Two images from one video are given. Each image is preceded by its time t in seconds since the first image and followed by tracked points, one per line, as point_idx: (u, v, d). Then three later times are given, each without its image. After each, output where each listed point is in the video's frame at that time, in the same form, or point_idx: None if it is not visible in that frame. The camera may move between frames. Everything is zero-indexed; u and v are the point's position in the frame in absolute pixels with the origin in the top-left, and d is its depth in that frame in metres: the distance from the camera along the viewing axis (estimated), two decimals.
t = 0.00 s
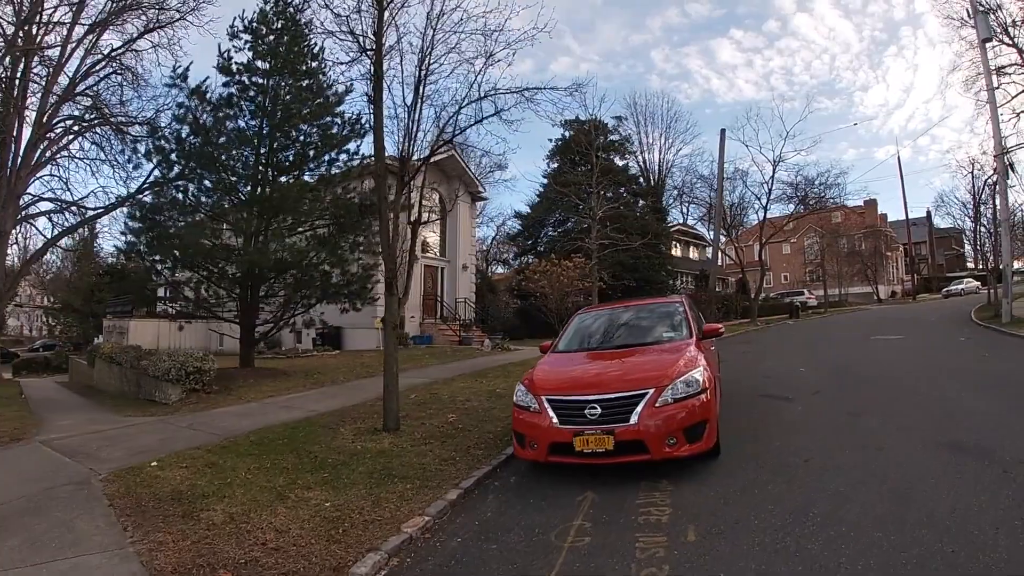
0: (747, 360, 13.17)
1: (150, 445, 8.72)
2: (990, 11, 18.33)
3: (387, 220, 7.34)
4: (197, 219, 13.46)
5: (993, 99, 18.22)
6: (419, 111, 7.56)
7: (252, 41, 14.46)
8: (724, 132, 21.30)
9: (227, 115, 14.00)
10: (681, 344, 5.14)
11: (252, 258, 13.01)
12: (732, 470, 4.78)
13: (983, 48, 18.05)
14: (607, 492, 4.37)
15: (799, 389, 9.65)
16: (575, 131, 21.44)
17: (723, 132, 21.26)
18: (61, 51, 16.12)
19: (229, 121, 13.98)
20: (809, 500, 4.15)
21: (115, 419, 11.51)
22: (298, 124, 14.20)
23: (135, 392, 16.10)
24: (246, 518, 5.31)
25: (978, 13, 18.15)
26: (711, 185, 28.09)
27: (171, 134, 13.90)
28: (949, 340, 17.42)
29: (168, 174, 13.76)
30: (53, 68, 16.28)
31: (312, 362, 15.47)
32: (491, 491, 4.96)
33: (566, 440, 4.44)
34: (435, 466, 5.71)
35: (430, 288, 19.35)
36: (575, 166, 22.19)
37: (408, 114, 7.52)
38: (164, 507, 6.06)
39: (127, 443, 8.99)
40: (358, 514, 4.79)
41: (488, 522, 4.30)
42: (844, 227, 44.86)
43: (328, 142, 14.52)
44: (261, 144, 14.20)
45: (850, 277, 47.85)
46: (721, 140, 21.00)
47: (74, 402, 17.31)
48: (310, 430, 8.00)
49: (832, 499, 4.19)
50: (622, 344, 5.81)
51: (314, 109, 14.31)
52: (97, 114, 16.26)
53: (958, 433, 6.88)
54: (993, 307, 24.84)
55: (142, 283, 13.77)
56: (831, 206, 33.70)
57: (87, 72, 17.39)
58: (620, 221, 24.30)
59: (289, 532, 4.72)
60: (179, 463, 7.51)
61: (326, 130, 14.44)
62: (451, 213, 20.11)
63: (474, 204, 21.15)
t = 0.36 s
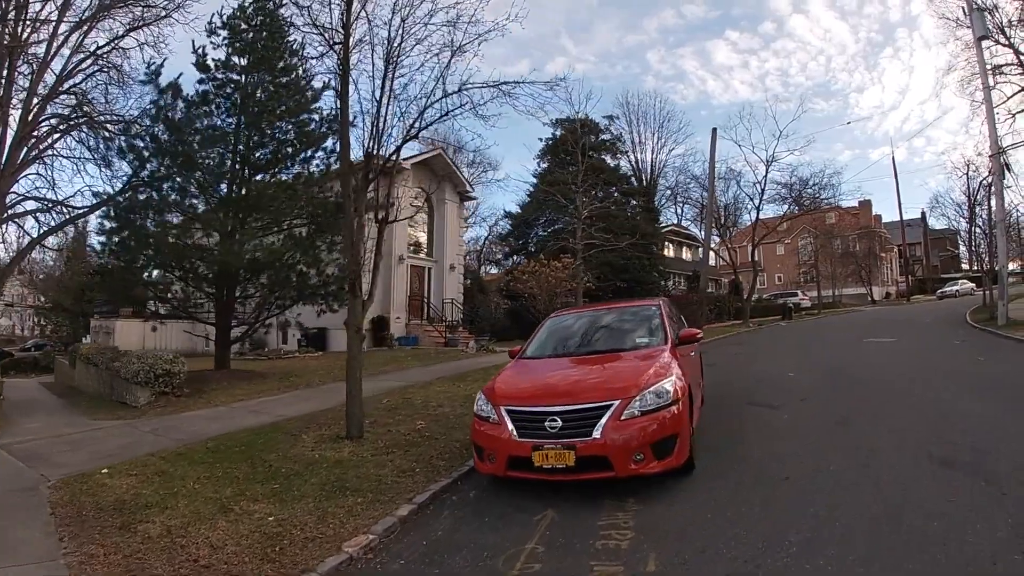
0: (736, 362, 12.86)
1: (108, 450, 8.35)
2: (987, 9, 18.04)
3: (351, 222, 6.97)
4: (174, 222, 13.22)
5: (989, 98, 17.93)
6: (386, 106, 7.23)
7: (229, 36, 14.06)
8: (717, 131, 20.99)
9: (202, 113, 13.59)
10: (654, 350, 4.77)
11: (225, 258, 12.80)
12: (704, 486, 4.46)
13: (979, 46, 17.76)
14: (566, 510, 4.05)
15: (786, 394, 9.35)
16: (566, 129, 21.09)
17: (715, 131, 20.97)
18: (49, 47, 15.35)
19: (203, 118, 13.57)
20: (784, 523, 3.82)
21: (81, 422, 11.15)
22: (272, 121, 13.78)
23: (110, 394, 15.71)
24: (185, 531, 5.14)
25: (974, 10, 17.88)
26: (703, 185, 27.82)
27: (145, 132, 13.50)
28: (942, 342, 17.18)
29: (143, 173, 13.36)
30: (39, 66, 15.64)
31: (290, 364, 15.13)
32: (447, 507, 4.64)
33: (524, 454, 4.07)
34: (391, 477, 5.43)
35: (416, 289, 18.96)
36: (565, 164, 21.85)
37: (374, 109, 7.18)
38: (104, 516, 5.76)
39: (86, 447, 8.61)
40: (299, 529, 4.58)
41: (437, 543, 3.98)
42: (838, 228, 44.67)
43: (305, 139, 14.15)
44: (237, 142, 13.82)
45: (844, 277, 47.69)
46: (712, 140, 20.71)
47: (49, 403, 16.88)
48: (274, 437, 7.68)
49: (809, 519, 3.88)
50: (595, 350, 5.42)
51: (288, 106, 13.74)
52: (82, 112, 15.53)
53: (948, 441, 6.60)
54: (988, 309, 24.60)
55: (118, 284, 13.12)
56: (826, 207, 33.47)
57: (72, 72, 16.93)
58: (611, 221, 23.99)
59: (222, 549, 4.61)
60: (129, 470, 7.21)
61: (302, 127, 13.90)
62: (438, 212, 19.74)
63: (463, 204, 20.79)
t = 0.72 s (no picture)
0: (717, 363, 12.60)
1: (54, 456, 7.88)
2: (974, 10, 17.91)
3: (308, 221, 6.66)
4: (141, 222, 12.85)
5: (976, 100, 17.82)
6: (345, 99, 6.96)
7: (199, 28, 13.51)
8: (700, 130, 20.81)
9: (165, 107, 13.03)
10: (620, 356, 4.38)
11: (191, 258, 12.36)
12: (670, 502, 4.15)
13: (967, 45, 17.63)
14: (519, 530, 3.72)
15: (767, 399, 9.07)
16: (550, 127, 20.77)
17: (700, 130, 20.76)
18: (26, 42, 14.63)
19: (166, 113, 13.00)
20: (754, 544, 3.51)
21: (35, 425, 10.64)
22: (235, 117, 13.24)
23: (74, 396, 15.14)
24: (114, 545, 4.79)
25: (962, 9, 17.73)
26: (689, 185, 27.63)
27: (109, 127, 12.91)
28: (928, 345, 17.03)
29: (106, 170, 12.73)
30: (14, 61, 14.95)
31: (261, 365, 14.70)
32: (394, 525, 4.31)
33: (473, 471, 3.70)
34: (338, 491, 5.12)
35: (394, 289, 18.57)
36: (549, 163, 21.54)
37: (334, 102, 6.94)
38: (35, 528, 5.32)
39: (32, 453, 8.14)
40: (231, 548, 4.34)
41: (376, 567, 3.64)
42: (824, 229, 44.77)
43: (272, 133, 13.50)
44: (204, 138, 13.29)
45: (829, 279, 47.84)
46: (697, 138, 20.47)
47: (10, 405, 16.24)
48: (229, 445, 7.30)
49: (783, 541, 3.57)
50: (561, 355, 5.02)
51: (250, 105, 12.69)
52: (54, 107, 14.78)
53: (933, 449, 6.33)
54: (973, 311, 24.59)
55: (83, 284, 12.44)
56: (812, 208, 33.44)
57: (48, 67, 16.32)
58: (595, 220, 23.74)
59: (149, 567, 4.29)
60: (72, 478, 6.77)
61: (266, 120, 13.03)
62: (417, 211, 19.35)
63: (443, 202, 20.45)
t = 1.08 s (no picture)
0: (691, 364, 12.42)
1: None
2: (952, 14, 18.02)
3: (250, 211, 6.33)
4: (97, 216, 12.09)
5: (953, 103, 17.95)
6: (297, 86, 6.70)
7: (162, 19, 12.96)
8: (677, 129, 20.73)
9: (118, 97, 12.30)
10: (576, 358, 4.00)
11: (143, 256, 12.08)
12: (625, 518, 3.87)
13: (946, 47, 17.75)
14: (457, 550, 3.40)
15: (739, 402, 8.86)
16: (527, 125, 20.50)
17: (677, 129, 20.66)
18: None
19: (118, 103, 12.28)
20: (713, 565, 3.23)
21: None
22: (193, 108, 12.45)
23: (22, 397, 14.42)
24: (27, 557, 4.36)
25: (942, 11, 17.85)
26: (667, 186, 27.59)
27: (66, 120, 12.29)
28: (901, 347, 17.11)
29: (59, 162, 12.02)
30: None
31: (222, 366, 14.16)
32: (326, 542, 3.96)
33: (407, 485, 3.35)
34: (273, 502, 4.80)
35: (364, 288, 18.16)
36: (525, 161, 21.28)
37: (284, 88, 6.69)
38: None
39: None
40: (150, 564, 3.99)
41: None
42: (800, 231, 45.26)
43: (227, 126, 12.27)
44: (162, 131, 12.63)
45: (805, 281, 48.34)
46: (675, 137, 20.38)
47: None
48: (171, 451, 6.85)
49: (745, 561, 3.30)
50: (516, 356, 4.58)
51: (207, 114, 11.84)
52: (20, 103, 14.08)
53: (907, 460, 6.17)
54: (947, 314, 24.84)
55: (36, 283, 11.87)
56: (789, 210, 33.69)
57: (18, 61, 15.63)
58: (571, 220, 23.55)
59: None
60: None
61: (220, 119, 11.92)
62: (389, 208, 18.93)
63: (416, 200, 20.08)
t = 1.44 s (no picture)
0: (672, 367, 12.19)
1: None
2: (939, 15, 17.98)
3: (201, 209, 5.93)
4: (56, 213, 11.52)
5: (939, 105, 17.91)
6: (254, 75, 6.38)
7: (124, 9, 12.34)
8: (661, 129, 20.55)
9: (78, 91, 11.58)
10: (536, 367, 3.68)
11: (107, 255, 11.59)
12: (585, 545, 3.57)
13: (933, 47, 17.72)
14: None
15: (720, 410, 8.63)
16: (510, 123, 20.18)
17: (660, 128, 20.49)
18: None
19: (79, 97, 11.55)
20: None
21: None
22: (158, 103, 11.91)
23: None
24: None
25: (929, 11, 17.82)
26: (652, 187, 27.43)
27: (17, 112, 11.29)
28: (885, 351, 17.05)
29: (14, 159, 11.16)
30: None
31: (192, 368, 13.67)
32: (260, 568, 3.62)
33: (342, 509, 3.02)
34: (212, 520, 4.49)
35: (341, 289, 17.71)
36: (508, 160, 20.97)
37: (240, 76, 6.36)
38: None
39: None
40: None
41: None
42: (784, 233, 45.42)
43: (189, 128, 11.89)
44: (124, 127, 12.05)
45: (790, 282, 48.55)
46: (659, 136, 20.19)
47: None
48: (117, 460, 6.45)
49: None
50: (475, 365, 4.22)
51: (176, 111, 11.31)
52: None
53: (892, 476, 5.98)
54: (931, 317, 24.90)
55: None
56: (774, 211, 33.71)
57: None
58: (554, 221, 23.30)
59: None
60: None
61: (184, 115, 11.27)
62: (368, 208, 18.49)
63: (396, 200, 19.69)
